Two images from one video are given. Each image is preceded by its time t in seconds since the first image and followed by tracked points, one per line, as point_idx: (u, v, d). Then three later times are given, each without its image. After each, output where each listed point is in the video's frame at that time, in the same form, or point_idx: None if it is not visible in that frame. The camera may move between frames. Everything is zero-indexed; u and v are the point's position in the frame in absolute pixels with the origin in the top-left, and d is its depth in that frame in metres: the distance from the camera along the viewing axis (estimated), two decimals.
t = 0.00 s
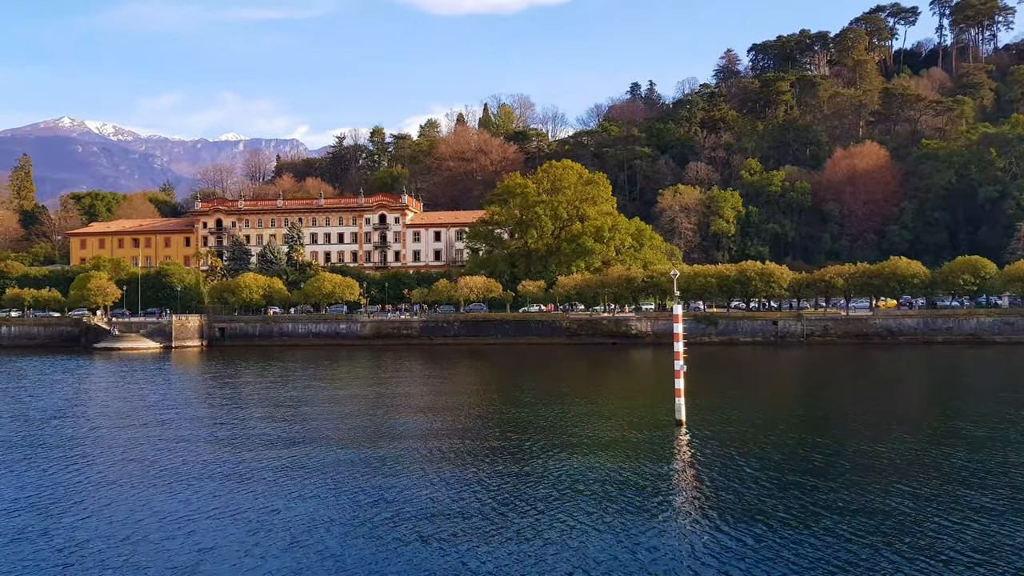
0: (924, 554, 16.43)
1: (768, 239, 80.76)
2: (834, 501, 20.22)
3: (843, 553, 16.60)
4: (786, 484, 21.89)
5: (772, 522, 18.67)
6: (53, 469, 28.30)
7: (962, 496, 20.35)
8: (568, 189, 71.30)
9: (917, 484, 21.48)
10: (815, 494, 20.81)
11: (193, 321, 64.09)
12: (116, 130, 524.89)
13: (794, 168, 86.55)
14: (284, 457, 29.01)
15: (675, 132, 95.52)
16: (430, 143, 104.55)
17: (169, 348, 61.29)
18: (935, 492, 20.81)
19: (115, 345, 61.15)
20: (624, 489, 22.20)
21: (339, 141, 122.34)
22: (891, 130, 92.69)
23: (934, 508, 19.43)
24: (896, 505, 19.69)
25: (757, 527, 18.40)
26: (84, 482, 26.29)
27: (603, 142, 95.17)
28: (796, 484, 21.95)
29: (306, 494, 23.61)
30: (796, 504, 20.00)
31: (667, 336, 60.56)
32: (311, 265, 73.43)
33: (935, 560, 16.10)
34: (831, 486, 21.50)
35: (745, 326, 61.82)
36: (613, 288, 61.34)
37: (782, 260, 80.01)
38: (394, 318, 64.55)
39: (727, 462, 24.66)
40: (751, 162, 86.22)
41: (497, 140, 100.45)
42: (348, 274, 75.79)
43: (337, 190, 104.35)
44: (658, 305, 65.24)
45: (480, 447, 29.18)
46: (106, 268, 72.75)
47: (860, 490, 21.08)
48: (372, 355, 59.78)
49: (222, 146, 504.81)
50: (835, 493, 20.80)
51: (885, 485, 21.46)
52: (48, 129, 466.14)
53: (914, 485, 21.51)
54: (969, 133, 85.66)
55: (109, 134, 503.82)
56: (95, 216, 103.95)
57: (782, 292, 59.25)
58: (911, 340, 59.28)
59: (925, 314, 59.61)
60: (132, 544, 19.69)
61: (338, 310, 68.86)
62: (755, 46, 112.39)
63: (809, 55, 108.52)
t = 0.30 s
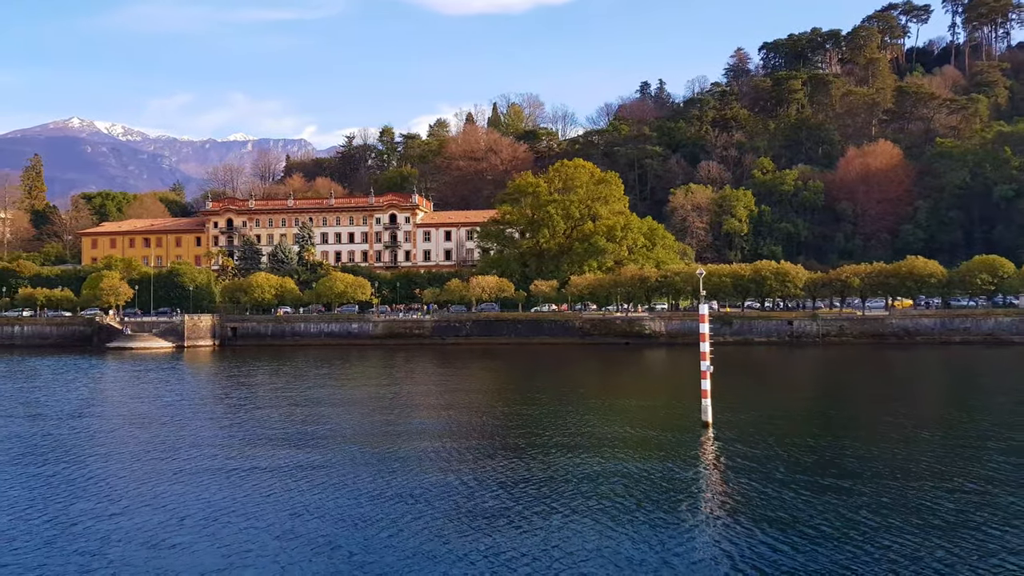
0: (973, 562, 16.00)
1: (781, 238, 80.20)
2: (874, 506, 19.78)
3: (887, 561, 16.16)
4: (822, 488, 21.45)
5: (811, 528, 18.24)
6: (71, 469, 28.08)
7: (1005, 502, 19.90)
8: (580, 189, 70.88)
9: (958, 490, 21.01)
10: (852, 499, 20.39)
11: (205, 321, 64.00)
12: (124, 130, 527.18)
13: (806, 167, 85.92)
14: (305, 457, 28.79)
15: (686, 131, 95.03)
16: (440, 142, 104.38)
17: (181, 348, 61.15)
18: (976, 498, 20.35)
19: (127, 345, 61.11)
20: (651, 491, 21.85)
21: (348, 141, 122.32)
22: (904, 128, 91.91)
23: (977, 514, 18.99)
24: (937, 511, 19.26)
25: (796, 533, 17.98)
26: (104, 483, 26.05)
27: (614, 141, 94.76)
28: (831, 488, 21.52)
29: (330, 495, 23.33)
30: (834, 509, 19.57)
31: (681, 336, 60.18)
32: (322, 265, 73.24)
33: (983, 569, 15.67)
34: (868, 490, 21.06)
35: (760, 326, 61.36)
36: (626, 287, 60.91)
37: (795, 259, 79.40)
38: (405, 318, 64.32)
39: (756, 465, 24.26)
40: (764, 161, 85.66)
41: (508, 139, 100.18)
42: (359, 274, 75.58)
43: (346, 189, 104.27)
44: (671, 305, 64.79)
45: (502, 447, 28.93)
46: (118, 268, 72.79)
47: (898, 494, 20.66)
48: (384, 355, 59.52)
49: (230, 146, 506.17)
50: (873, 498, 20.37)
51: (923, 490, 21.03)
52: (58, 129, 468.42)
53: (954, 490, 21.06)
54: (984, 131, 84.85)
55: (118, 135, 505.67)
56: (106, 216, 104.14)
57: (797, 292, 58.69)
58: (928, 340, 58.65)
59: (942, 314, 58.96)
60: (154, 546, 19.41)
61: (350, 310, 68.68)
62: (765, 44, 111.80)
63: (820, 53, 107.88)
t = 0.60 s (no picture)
0: None
1: (794, 238, 79.59)
2: (914, 512, 19.31)
3: (931, 568, 15.75)
4: (857, 493, 20.98)
5: (846, 533, 17.85)
6: (90, 470, 27.92)
7: None
8: (593, 187, 70.37)
9: (999, 496, 20.52)
10: (891, 505, 19.89)
11: (218, 321, 63.96)
12: (134, 131, 529.71)
13: (820, 166, 85.25)
14: (327, 457, 28.61)
15: (698, 130, 94.52)
16: (450, 142, 104.24)
17: (194, 348, 61.10)
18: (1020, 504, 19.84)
19: (140, 345, 61.05)
20: (677, 491, 21.54)
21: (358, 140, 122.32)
22: (918, 127, 91.13)
23: None
24: (981, 517, 18.77)
25: (833, 538, 17.56)
26: (124, 484, 25.87)
27: (625, 140, 94.35)
28: (866, 492, 21.09)
29: (350, 497, 23.08)
30: (873, 515, 19.10)
31: (695, 336, 59.76)
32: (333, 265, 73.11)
33: None
34: (906, 496, 20.56)
35: (775, 326, 60.88)
36: (640, 287, 60.48)
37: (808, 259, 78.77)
38: (418, 318, 64.08)
39: (787, 467, 23.81)
40: (776, 160, 85.16)
41: (518, 138, 99.90)
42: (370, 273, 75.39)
43: (357, 189, 104.22)
44: (685, 305, 64.33)
45: (522, 447, 28.64)
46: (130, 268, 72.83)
47: (939, 500, 20.18)
48: (397, 355, 59.31)
49: (238, 147, 507.81)
50: (912, 504, 19.87)
51: (963, 496, 20.55)
52: (68, 130, 470.85)
53: (996, 496, 20.55)
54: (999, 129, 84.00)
55: (127, 135, 508.25)
56: (117, 216, 104.37)
57: (813, 292, 58.10)
58: (946, 340, 58.00)
59: (960, 314, 58.28)
60: (175, 549, 19.17)
61: (361, 310, 68.47)
62: (777, 42, 111.19)
63: (833, 52, 107.23)
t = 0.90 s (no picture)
0: None
1: (807, 237, 79.02)
2: (954, 518, 18.80)
3: None
4: (893, 498, 20.50)
5: (884, 539, 17.41)
6: (109, 471, 27.74)
7: None
8: (605, 187, 69.80)
9: None
10: (929, 511, 19.40)
11: (230, 321, 63.90)
12: (143, 132, 532.06)
13: (833, 165, 84.64)
14: (345, 457, 28.32)
15: (710, 130, 94.06)
16: (460, 142, 104.09)
17: (206, 348, 61.02)
18: None
19: (153, 345, 61.03)
20: (704, 494, 21.13)
21: (368, 141, 122.30)
22: (932, 126, 90.38)
23: None
24: None
25: (873, 545, 17.10)
26: (143, 485, 25.62)
27: (637, 140, 93.98)
28: (902, 497, 20.59)
29: (370, 497, 22.75)
30: (911, 521, 18.62)
31: (710, 336, 59.36)
32: (345, 265, 72.97)
33: None
34: (948, 502, 20.04)
35: (791, 326, 60.46)
36: (654, 287, 60.04)
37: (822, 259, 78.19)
38: (430, 318, 63.87)
39: (818, 471, 23.33)
40: (789, 160, 84.62)
41: (529, 138, 99.61)
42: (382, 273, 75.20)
43: (367, 189, 104.16)
44: (698, 305, 63.84)
45: (541, 447, 28.29)
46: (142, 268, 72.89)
47: (982, 507, 19.64)
48: (409, 355, 59.12)
49: (247, 147, 509.31)
50: (952, 510, 19.36)
51: (1006, 502, 20.02)
52: (78, 130, 473.38)
53: None
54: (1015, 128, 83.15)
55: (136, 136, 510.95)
56: (128, 216, 104.70)
57: (829, 292, 57.49)
58: (964, 341, 57.35)
59: (979, 314, 57.62)
60: (196, 551, 18.88)
61: (373, 310, 68.27)
62: (788, 41, 110.56)
63: (845, 50, 106.52)
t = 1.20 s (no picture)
0: None
1: (821, 237, 78.40)
2: (994, 524, 18.22)
3: None
4: (930, 501, 19.92)
5: (926, 543, 16.87)
6: (126, 471, 27.58)
7: None
8: (618, 186, 69.36)
9: None
10: (969, 515, 18.81)
11: (242, 321, 63.82)
12: (153, 133, 534.38)
13: (846, 164, 84.02)
14: (364, 457, 28.03)
15: (721, 129, 93.59)
16: (470, 142, 103.92)
17: (219, 348, 60.91)
18: None
19: (165, 345, 61.01)
20: (732, 496, 20.71)
21: (378, 141, 122.28)
22: (947, 124, 89.61)
23: None
24: None
25: (913, 548, 16.60)
26: (163, 484, 25.41)
27: (648, 139, 93.59)
28: (938, 499, 20.09)
29: (391, 497, 22.47)
30: (951, 525, 18.04)
31: (725, 336, 58.96)
32: (356, 265, 72.81)
33: None
34: (987, 506, 19.44)
35: (807, 326, 60.00)
36: (668, 287, 59.63)
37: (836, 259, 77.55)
38: (442, 317, 63.64)
39: (848, 474, 22.82)
40: (802, 158, 84.07)
41: (539, 137, 99.31)
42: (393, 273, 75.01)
43: (377, 190, 104.08)
44: (712, 305, 63.35)
45: (559, 447, 27.96)
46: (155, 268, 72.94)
47: None
48: (422, 355, 58.88)
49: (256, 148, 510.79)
50: (993, 516, 18.76)
51: None
52: (88, 132, 475.96)
53: None
54: None
55: (146, 137, 513.60)
56: (139, 216, 105.04)
57: (845, 292, 56.89)
58: (982, 341, 56.64)
59: (998, 314, 56.87)
60: (218, 551, 18.65)
61: (385, 310, 68.09)
62: (800, 40, 109.93)
63: (857, 48, 105.82)
